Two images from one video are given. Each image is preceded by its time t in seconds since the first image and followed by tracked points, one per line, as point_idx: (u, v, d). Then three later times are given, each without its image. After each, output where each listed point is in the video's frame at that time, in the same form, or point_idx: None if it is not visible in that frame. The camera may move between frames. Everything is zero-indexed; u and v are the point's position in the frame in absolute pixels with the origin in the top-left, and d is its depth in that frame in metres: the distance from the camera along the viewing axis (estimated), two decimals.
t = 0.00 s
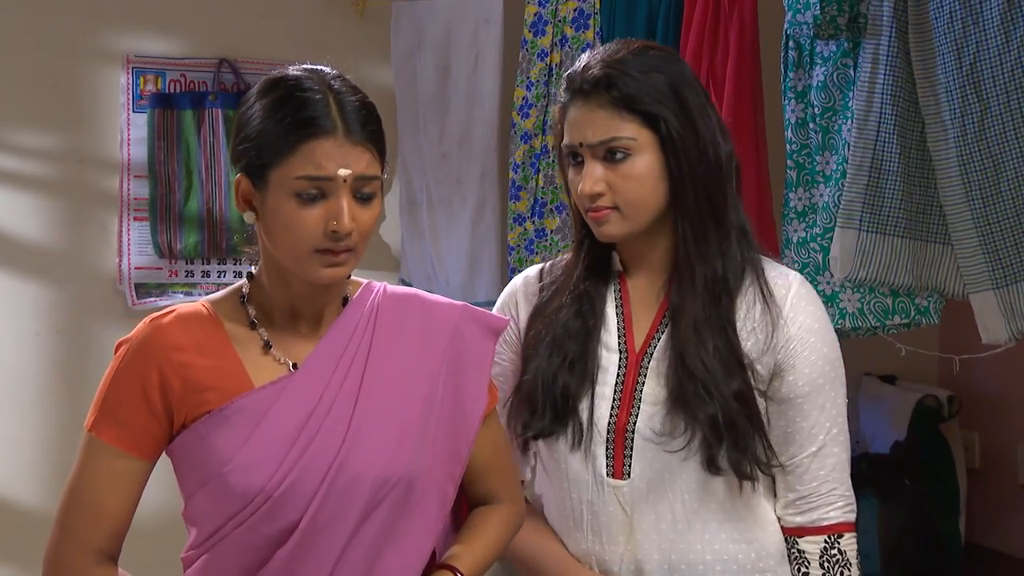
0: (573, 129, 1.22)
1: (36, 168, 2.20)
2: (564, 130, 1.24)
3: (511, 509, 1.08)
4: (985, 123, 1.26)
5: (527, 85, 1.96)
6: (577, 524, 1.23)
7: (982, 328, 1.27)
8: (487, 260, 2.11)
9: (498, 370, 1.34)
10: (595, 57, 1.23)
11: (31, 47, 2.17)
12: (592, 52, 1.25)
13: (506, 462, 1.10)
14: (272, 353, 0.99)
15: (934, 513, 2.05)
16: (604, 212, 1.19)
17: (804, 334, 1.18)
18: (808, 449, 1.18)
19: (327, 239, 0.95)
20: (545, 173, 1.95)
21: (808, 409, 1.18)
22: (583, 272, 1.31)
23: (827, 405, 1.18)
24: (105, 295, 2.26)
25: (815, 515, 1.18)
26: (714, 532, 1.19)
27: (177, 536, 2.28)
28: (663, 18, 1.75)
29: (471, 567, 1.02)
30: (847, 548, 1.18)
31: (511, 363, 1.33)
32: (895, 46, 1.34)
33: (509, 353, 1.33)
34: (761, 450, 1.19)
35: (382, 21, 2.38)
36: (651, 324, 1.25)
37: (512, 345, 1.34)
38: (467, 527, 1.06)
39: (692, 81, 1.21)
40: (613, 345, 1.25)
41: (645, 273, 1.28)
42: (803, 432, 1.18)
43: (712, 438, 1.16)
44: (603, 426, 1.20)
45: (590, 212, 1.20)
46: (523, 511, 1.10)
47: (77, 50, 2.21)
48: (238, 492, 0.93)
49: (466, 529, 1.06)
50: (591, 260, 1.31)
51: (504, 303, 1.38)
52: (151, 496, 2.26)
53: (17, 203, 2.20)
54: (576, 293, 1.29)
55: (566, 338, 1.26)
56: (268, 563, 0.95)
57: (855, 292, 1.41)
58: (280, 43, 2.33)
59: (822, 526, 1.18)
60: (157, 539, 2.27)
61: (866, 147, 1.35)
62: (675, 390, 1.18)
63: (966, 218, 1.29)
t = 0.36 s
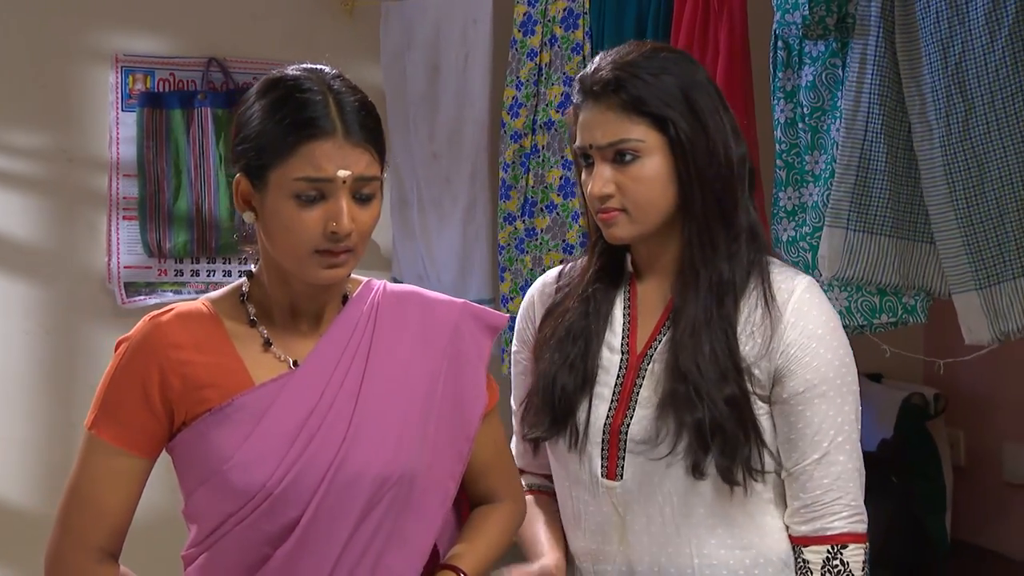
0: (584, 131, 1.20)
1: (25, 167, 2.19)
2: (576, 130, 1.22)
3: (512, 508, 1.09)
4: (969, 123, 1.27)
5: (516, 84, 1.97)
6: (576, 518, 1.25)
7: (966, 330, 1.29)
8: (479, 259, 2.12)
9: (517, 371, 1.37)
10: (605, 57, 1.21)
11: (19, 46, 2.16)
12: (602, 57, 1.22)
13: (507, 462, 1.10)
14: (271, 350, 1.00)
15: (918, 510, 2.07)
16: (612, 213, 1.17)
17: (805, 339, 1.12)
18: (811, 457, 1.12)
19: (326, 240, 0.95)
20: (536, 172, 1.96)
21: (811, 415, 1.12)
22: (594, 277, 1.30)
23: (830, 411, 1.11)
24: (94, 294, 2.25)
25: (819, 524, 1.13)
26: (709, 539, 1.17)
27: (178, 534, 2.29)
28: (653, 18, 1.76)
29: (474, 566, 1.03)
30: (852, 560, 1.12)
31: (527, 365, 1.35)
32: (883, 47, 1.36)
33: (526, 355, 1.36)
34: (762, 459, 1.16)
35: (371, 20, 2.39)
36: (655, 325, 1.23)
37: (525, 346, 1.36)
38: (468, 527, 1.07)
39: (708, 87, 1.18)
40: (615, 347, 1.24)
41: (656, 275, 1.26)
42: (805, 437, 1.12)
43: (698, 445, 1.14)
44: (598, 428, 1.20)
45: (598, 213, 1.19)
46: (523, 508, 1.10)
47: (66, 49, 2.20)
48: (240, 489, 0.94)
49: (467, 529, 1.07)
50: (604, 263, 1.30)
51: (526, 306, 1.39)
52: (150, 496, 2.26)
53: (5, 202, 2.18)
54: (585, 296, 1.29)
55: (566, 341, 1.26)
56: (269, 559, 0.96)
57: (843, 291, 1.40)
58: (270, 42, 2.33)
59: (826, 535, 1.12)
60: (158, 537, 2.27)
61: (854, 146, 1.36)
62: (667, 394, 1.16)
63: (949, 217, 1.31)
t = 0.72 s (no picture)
0: (590, 126, 1.21)
1: (18, 161, 2.18)
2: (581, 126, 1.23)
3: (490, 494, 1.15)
4: (956, 118, 1.28)
5: (510, 79, 1.98)
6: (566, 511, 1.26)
7: (947, 328, 1.29)
8: (474, 255, 2.13)
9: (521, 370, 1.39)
10: (615, 55, 1.21)
11: (12, 41, 2.16)
12: (613, 50, 1.24)
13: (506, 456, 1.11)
14: (272, 349, 1.05)
15: (909, 503, 2.09)
16: (609, 211, 1.18)
17: (792, 337, 1.12)
18: (800, 456, 1.12)
19: (323, 237, 0.97)
20: (529, 166, 1.96)
21: (799, 416, 1.11)
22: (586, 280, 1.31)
23: (820, 411, 1.11)
24: (87, 289, 2.25)
25: (809, 523, 1.12)
26: (697, 540, 1.17)
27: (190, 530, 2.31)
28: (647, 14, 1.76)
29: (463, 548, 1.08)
30: (842, 560, 1.11)
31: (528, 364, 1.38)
32: (874, 41, 1.36)
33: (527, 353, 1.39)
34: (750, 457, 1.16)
35: (365, 17, 2.39)
36: (645, 323, 1.24)
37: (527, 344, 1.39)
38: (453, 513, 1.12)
39: (712, 85, 1.18)
40: (607, 347, 1.25)
41: (650, 276, 1.27)
42: (794, 437, 1.12)
43: (681, 449, 1.14)
44: (588, 427, 1.22)
45: (596, 209, 1.20)
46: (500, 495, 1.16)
47: (58, 44, 2.20)
48: (247, 487, 1.00)
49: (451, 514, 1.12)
50: (598, 260, 1.31)
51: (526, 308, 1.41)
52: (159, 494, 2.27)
53: None
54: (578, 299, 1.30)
55: (559, 342, 1.28)
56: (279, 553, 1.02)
57: (833, 286, 1.41)
58: (263, 38, 2.33)
59: (816, 535, 1.12)
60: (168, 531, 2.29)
61: (845, 141, 1.37)
62: (653, 396, 1.16)
63: (933, 215, 1.31)
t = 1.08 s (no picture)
0: (605, 125, 1.19)
1: (17, 160, 2.20)
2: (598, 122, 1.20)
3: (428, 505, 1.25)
4: (950, 115, 1.28)
5: (509, 78, 1.98)
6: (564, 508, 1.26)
7: (936, 326, 1.29)
8: (470, 255, 2.14)
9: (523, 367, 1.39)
10: (638, 53, 1.20)
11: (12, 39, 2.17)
12: (632, 47, 1.23)
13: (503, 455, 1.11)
14: (318, 349, 1.05)
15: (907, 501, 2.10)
16: (620, 212, 1.18)
17: (793, 338, 1.12)
18: (802, 456, 1.12)
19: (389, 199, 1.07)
20: (528, 164, 1.97)
21: (801, 417, 1.11)
22: (587, 279, 1.31)
23: (821, 411, 1.11)
24: (86, 287, 2.26)
25: (813, 523, 1.12)
26: (699, 541, 1.17)
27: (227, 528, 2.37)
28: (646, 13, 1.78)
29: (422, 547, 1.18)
30: (846, 559, 1.11)
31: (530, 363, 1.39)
32: (872, 38, 1.37)
33: (529, 352, 1.39)
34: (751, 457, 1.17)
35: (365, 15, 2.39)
36: (645, 326, 1.24)
37: (529, 342, 1.40)
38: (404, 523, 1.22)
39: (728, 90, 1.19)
40: (609, 347, 1.26)
41: (650, 279, 1.28)
42: (796, 438, 1.12)
43: (684, 451, 1.15)
44: (591, 427, 1.23)
45: (607, 208, 1.19)
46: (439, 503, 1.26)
47: (57, 43, 2.21)
48: (326, 492, 0.98)
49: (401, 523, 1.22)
50: (595, 262, 1.32)
51: (528, 307, 1.41)
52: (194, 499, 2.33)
53: None
54: (580, 299, 1.30)
55: (561, 344, 1.29)
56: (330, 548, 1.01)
57: (830, 283, 1.41)
58: (262, 37, 2.33)
59: (819, 534, 1.12)
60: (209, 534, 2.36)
61: (842, 138, 1.38)
62: (653, 398, 1.17)
63: (926, 214, 1.32)
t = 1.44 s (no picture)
0: (572, 122, 1.20)
1: (12, 159, 2.20)
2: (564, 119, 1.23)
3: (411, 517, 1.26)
4: (945, 116, 1.29)
5: (503, 78, 1.98)
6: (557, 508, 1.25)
7: (933, 327, 1.30)
8: (463, 253, 2.13)
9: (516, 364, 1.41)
10: (602, 52, 1.21)
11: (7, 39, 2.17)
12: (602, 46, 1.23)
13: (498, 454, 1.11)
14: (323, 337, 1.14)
15: (901, 501, 2.10)
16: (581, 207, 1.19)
17: (770, 337, 1.11)
18: (782, 455, 1.11)
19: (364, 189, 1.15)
20: (521, 164, 1.97)
21: (778, 416, 1.11)
22: (578, 275, 1.33)
23: (800, 410, 1.10)
24: (81, 287, 2.25)
25: (795, 522, 1.12)
26: (684, 540, 1.18)
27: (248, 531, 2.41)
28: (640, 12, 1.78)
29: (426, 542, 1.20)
30: (830, 558, 1.10)
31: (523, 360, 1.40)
32: (867, 39, 1.38)
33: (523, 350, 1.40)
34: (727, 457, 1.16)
35: (360, 15, 2.39)
36: (627, 326, 1.25)
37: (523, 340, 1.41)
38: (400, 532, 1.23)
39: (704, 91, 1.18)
40: (592, 346, 1.27)
41: (633, 276, 1.28)
42: (774, 438, 1.12)
43: (660, 452, 1.15)
44: (574, 426, 1.23)
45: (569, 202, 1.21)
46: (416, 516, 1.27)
47: (51, 42, 2.20)
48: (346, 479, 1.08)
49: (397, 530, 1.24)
50: (585, 261, 1.33)
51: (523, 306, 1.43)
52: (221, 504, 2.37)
53: None
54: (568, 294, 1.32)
55: (548, 342, 1.30)
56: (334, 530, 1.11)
57: (823, 282, 1.42)
58: (257, 36, 2.33)
59: (802, 533, 1.11)
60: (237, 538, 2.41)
61: (837, 138, 1.39)
62: (633, 398, 1.17)
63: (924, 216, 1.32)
